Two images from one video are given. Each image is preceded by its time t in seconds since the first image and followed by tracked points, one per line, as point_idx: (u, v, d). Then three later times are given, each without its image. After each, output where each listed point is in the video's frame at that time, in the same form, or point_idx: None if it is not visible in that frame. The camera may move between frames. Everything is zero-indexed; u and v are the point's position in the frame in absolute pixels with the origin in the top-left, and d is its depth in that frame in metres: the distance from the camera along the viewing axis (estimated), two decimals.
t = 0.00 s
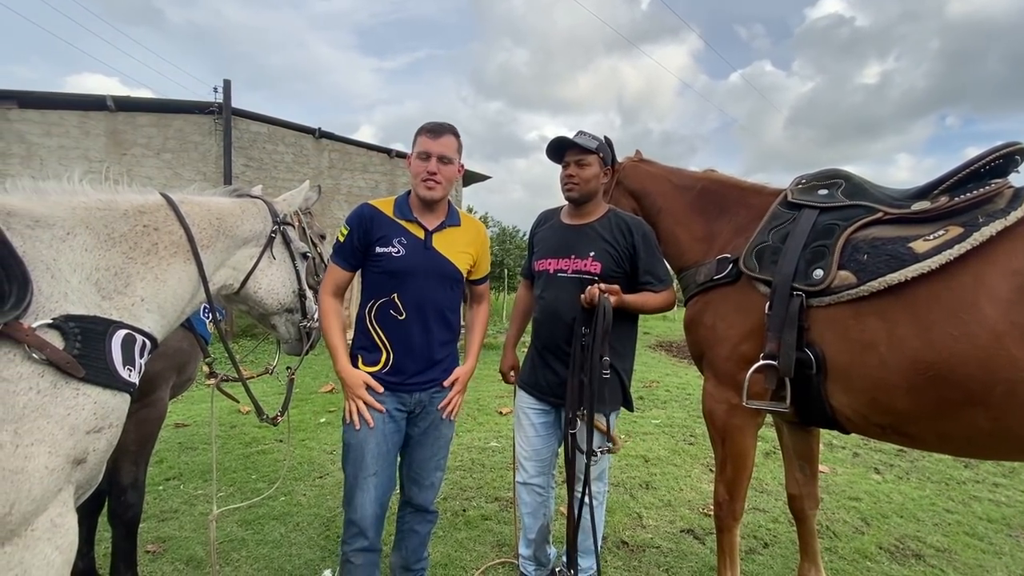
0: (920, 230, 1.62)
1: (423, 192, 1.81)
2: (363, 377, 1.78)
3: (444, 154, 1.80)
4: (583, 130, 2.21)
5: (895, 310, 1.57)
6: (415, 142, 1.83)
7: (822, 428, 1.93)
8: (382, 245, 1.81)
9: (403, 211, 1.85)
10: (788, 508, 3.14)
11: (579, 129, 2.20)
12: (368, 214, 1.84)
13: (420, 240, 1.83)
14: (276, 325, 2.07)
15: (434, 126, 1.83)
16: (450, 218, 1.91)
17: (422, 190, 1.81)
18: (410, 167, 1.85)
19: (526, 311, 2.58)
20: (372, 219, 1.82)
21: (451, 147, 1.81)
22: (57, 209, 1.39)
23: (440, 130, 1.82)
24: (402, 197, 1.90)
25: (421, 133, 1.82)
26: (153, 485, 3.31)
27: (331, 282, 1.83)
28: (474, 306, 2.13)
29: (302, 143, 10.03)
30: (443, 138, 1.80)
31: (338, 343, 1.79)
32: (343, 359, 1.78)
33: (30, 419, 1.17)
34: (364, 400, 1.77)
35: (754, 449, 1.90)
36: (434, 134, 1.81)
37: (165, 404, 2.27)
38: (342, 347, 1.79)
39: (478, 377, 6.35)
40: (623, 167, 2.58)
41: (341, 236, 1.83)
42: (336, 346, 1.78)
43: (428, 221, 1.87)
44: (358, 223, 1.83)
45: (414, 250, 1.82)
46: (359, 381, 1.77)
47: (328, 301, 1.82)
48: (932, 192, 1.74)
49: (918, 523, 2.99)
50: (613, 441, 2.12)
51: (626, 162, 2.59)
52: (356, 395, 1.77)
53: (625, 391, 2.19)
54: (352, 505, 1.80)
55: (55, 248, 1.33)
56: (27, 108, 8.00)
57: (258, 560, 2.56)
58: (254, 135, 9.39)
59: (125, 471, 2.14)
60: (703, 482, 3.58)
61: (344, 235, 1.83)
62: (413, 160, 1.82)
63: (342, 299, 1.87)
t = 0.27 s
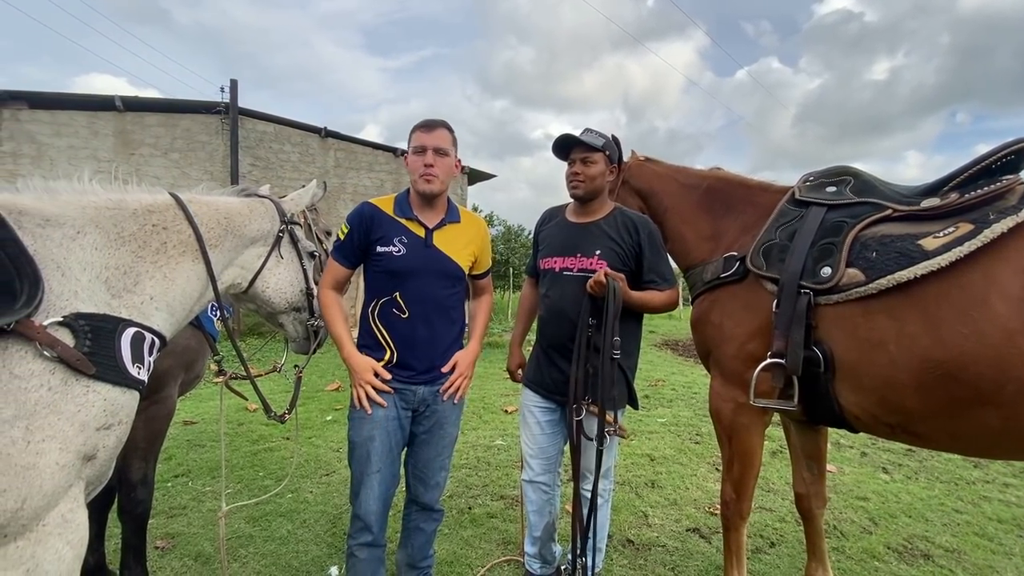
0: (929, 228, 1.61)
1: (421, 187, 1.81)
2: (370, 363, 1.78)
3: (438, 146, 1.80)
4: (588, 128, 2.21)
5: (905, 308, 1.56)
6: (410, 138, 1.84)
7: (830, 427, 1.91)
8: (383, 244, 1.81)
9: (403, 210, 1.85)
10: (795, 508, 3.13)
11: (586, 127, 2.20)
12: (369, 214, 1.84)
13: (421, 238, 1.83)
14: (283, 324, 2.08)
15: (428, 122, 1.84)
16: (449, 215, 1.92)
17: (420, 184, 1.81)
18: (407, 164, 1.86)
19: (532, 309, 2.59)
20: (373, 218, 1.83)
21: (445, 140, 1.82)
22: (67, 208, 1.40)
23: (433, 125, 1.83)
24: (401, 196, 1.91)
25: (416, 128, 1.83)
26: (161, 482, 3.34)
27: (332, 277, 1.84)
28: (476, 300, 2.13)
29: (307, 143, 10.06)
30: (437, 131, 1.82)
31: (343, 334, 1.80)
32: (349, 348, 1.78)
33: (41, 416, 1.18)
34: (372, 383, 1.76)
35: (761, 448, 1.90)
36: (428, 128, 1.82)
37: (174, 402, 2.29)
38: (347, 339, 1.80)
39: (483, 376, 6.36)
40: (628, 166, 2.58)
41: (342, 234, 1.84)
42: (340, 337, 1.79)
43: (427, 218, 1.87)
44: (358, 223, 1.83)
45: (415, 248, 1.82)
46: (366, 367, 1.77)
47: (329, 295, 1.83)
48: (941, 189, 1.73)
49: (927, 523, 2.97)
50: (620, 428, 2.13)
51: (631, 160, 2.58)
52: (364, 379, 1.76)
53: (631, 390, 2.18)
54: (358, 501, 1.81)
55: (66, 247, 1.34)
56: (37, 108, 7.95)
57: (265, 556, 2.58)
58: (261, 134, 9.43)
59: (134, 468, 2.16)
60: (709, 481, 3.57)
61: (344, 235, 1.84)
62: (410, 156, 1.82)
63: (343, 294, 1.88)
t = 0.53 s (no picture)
0: (937, 224, 1.59)
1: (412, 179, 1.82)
2: (375, 370, 1.74)
3: (425, 138, 1.80)
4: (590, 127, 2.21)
5: (912, 306, 1.55)
6: (398, 132, 1.84)
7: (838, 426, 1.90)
8: (378, 241, 1.82)
9: (395, 206, 1.86)
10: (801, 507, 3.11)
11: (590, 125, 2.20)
12: (361, 217, 1.84)
13: (415, 231, 1.84)
14: (290, 323, 2.09)
15: (416, 116, 1.84)
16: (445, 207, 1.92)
17: (411, 176, 1.82)
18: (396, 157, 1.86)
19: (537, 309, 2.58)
20: (366, 219, 1.84)
21: (434, 133, 1.82)
22: (76, 208, 1.42)
23: (420, 119, 1.83)
24: (393, 194, 1.92)
25: (404, 122, 1.83)
26: (169, 479, 3.36)
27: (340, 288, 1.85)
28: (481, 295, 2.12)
29: (313, 142, 10.11)
30: (425, 125, 1.82)
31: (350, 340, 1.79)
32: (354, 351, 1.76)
33: (50, 413, 1.18)
34: (377, 390, 1.72)
35: (767, 446, 1.89)
36: (415, 122, 1.82)
37: (181, 399, 2.31)
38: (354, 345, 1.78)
39: (488, 374, 6.36)
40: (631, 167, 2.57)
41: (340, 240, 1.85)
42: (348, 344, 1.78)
43: (420, 210, 1.88)
44: (353, 228, 1.83)
45: (411, 243, 1.82)
46: (371, 372, 1.73)
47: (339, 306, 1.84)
48: (949, 185, 1.72)
49: (935, 524, 2.95)
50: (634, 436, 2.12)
51: (634, 162, 2.57)
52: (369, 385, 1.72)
53: (635, 390, 2.17)
54: (360, 503, 1.81)
55: (74, 246, 1.35)
56: (47, 109, 8.20)
57: (271, 553, 2.59)
58: (267, 134, 9.47)
59: (142, 465, 2.18)
60: (714, 480, 3.56)
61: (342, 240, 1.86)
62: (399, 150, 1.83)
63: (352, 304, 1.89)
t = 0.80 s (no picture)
0: (947, 223, 1.58)
1: (411, 180, 1.82)
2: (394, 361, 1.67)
3: (425, 141, 1.80)
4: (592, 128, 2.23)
5: (922, 305, 1.54)
6: (397, 134, 1.84)
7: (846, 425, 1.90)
8: (379, 241, 1.82)
9: (394, 206, 1.87)
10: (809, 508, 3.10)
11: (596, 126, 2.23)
12: (362, 219, 1.84)
13: (414, 229, 1.85)
14: (297, 322, 2.10)
15: (416, 117, 1.84)
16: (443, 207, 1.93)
17: (411, 178, 1.82)
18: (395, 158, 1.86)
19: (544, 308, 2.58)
20: (367, 221, 1.84)
21: (433, 135, 1.82)
22: (86, 208, 1.43)
23: (420, 120, 1.83)
24: (391, 194, 1.92)
25: (404, 123, 1.83)
26: (177, 477, 3.39)
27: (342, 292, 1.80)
28: (487, 301, 2.07)
29: (319, 142, 10.14)
30: (424, 127, 1.82)
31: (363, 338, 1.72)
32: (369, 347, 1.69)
33: (62, 410, 1.19)
34: (400, 380, 1.64)
35: (775, 447, 1.88)
36: (415, 124, 1.83)
37: (190, 398, 2.33)
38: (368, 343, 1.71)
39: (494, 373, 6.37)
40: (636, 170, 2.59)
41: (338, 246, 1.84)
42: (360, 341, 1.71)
43: (420, 211, 1.89)
44: (355, 229, 1.83)
45: (411, 241, 1.83)
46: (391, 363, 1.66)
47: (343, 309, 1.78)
48: (959, 183, 1.70)
49: (944, 525, 2.93)
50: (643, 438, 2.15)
51: (637, 167, 2.59)
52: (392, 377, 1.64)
53: (642, 391, 2.17)
54: (366, 504, 1.82)
55: (85, 245, 1.36)
56: (56, 110, 8.28)
57: (279, 551, 2.61)
58: (273, 134, 9.51)
59: (152, 463, 2.19)
60: (721, 480, 3.54)
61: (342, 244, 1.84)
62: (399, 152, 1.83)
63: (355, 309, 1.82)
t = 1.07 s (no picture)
0: (958, 221, 1.56)
1: (421, 182, 1.82)
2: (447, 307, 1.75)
3: (437, 142, 1.81)
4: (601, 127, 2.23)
5: (933, 304, 1.53)
6: (408, 133, 1.84)
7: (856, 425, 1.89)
8: (386, 237, 1.83)
9: (402, 203, 1.87)
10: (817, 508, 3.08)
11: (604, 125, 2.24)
12: (371, 213, 1.85)
13: (421, 227, 1.86)
14: (307, 322, 2.11)
15: (428, 117, 1.84)
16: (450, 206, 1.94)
17: (421, 179, 1.82)
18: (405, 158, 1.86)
19: (550, 308, 2.58)
20: (375, 216, 1.84)
21: (444, 136, 1.83)
22: (98, 208, 1.44)
23: (433, 119, 1.83)
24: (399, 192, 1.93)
25: (415, 122, 1.83)
26: (186, 474, 3.41)
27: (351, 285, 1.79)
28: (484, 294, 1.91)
29: (326, 142, 10.18)
30: (436, 127, 1.82)
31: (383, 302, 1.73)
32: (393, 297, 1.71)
33: (75, 407, 1.20)
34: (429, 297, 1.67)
35: (784, 446, 1.87)
36: (427, 123, 1.82)
37: (199, 396, 2.34)
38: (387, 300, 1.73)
39: (500, 373, 6.38)
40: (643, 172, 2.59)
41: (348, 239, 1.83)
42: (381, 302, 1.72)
43: (427, 210, 1.89)
44: (363, 223, 1.83)
45: (417, 238, 1.84)
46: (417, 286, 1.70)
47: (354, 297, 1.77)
48: (971, 181, 1.69)
49: (954, 526, 2.91)
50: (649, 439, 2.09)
51: (644, 168, 2.59)
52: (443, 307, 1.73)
53: (650, 390, 2.16)
54: (373, 502, 1.82)
55: (97, 244, 1.37)
56: (65, 110, 8.37)
57: (287, 548, 2.62)
58: (279, 133, 9.55)
59: (161, 460, 2.21)
60: (728, 480, 3.53)
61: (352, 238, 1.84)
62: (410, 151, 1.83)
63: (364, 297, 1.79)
